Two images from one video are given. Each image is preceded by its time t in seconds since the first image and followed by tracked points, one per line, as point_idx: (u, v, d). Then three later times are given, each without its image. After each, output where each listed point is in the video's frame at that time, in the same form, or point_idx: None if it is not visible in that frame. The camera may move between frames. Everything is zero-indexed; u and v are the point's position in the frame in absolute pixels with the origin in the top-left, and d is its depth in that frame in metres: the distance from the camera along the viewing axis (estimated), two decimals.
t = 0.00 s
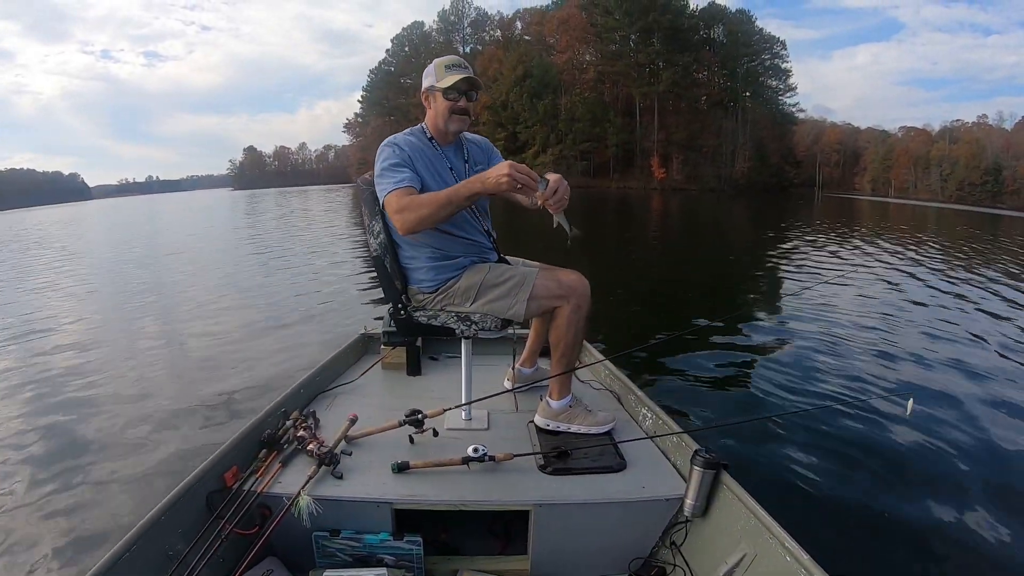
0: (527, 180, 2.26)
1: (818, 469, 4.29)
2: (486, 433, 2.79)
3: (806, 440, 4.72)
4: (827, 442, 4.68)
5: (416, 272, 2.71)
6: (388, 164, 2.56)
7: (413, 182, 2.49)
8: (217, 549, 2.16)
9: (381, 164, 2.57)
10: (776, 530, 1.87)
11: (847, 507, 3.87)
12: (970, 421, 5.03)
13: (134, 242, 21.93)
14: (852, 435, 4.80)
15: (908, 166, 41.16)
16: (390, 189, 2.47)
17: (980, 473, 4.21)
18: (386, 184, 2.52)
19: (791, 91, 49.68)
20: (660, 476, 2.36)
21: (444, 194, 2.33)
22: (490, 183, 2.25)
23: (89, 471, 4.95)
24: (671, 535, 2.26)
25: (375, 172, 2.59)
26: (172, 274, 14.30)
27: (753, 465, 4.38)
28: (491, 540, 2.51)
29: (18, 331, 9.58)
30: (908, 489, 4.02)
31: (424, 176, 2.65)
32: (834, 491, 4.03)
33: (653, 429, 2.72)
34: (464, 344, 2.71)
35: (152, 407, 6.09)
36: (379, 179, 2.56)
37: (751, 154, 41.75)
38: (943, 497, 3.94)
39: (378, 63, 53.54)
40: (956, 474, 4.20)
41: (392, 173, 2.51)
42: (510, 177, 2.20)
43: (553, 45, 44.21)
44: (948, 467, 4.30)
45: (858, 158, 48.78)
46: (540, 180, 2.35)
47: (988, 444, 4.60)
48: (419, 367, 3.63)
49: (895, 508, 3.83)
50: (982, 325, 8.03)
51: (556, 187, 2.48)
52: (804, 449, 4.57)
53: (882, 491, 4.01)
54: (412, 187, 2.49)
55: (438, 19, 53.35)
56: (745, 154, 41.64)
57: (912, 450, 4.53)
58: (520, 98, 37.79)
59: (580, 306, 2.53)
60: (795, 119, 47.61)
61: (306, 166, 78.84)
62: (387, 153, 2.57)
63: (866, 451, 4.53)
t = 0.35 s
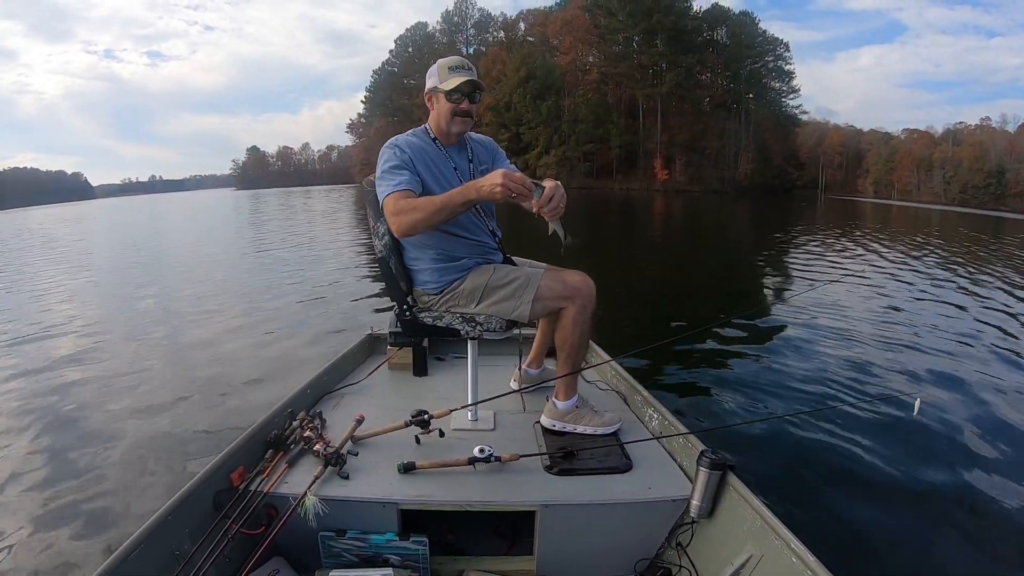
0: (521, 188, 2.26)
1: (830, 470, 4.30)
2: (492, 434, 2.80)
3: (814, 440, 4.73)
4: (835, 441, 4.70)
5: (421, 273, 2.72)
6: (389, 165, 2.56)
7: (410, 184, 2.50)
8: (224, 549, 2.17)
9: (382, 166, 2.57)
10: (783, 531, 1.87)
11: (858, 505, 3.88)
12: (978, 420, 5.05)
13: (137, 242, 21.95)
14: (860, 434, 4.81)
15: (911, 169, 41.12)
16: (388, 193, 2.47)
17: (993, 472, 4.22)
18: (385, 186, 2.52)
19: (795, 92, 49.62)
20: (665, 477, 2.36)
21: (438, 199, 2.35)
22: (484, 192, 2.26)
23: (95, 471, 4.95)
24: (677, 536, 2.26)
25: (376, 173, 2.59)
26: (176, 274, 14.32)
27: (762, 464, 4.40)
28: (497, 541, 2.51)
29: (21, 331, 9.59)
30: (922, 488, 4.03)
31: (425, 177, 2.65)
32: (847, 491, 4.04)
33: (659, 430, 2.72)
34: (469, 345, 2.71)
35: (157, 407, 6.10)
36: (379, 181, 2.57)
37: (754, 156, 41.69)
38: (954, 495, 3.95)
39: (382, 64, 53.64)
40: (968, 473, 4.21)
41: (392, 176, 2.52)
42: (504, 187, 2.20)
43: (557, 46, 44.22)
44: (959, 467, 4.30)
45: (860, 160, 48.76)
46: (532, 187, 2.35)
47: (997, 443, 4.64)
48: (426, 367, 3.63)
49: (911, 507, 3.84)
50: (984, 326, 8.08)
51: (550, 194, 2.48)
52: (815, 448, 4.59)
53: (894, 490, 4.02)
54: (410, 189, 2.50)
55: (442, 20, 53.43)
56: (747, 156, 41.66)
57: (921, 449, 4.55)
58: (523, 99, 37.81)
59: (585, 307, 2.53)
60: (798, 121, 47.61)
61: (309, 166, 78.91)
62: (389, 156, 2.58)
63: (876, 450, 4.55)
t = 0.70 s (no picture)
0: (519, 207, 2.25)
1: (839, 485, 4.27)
2: (496, 438, 2.81)
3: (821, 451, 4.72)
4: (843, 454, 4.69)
5: (425, 279, 2.73)
6: (392, 173, 2.57)
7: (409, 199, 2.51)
8: (229, 549, 2.19)
9: (384, 173, 2.59)
10: (786, 538, 1.87)
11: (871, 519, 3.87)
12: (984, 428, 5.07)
13: (138, 244, 22.00)
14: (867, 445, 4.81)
15: (912, 174, 41.17)
16: (389, 205, 2.50)
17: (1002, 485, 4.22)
18: (386, 195, 2.53)
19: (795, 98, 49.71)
20: (670, 483, 2.37)
21: (437, 216, 2.36)
22: (481, 210, 2.27)
23: (96, 473, 4.94)
24: (680, 542, 2.27)
25: (378, 181, 2.61)
26: (177, 276, 14.33)
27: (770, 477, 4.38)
28: (500, 544, 2.52)
29: (22, 332, 9.60)
30: (934, 504, 4.01)
31: (427, 184, 2.66)
32: (858, 506, 4.02)
33: (664, 434, 2.72)
34: (475, 350, 2.73)
35: (160, 410, 6.09)
36: (381, 188, 2.57)
37: (755, 161, 41.66)
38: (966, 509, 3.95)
39: (384, 67, 53.78)
40: (976, 485, 4.22)
41: (392, 186, 2.53)
42: (502, 207, 2.20)
43: (558, 51, 44.35)
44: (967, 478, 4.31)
45: (861, 166, 48.82)
46: (531, 207, 2.34)
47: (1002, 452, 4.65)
48: (431, 371, 3.64)
49: (925, 525, 3.81)
50: (986, 332, 8.11)
51: (546, 210, 2.46)
52: (818, 458, 4.62)
53: (907, 506, 4.00)
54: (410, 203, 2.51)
55: (444, 24, 53.58)
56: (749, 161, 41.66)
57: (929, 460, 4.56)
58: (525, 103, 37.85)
59: (590, 313, 2.54)
60: (799, 127, 47.67)
61: (311, 169, 79.00)
62: (392, 162, 2.59)
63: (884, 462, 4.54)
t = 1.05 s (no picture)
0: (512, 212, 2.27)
1: (851, 491, 4.20)
2: (499, 442, 2.81)
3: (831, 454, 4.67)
4: (851, 455, 4.65)
5: (430, 282, 2.73)
6: (395, 178, 2.57)
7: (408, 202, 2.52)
8: (231, 551, 2.18)
9: (389, 176, 2.60)
10: (790, 543, 1.86)
11: (884, 524, 3.82)
12: (984, 429, 5.11)
13: (137, 246, 22.01)
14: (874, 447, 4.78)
15: (912, 178, 41.24)
16: (391, 209, 2.50)
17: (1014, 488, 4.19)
18: (388, 199, 2.54)
19: (795, 102, 49.78)
20: (673, 487, 2.37)
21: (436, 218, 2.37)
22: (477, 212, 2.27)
23: (94, 476, 4.91)
24: (682, 547, 2.27)
25: (382, 184, 2.61)
26: (176, 278, 14.34)
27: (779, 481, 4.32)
28: (502, 548, 2.52)
29: (21, 334, 9.60)
30: (937, 505, 3.99)
31: (431, 186, 2.67)
32: (861, 506, 4.00)
33: (667, 440, 2.72)
34: (479, 354, 2.73)
35: (160, 412, 6.07)
36: (384, 193, 2.58)
37: (755, 165, 41.72)
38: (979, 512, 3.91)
39: (384, 70, 53.92)
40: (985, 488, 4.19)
41: (395, 190, 2.53)
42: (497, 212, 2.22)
43: (559, 54, 44.44)
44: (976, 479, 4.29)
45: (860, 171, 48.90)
46: (522, 208, 2.34)
47: (1007, 455, 4.65)
48: (434, 374, 3.65)
49: (928, 525, 3.80)
50: (984, 334, 8.17)
51: (538, 215, 2.47)
52: (822, 457, 4.61)
53: (922, 514, 3.93)
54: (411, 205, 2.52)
55: (444, 27, 53.68)
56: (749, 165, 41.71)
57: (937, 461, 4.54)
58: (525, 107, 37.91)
59: (594, 316, 2.54)
60: (798, 131, 47.77)
61: (311, 171, 79.14)
62: (397, 165, 2.60)
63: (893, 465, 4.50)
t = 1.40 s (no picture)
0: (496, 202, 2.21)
1: (852, 487, 4.20)
2: (503, 439, 2.80)
3: (831, 449, 4.69)
4: (851, 451, 4.66)
5: (433, 279, 2.73)
6: (398, 172, 2.56)
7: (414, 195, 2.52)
8: (233, 549, 2.18)
9: (391, 170, 2.59)
10: (794, 541, 1.86)
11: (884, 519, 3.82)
12: (988, 425, 5.08)
13: (137, 245, 22.04)
14: (875, 443, 4.78)
15: (911, 176, 41.24)
16: (389, 202, 2.49)
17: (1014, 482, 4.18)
18: (389, 193, 2.53)
19: (795, 100, 49.69)
20: (677, 485, 2.36)
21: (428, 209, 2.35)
22: (460, 202, 2.24)
23: (95, 475, 4.91)
24: (686, 544, 2.26)
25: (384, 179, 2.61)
26: (176, 276, 14.36)
27: (781, 477, 4.31)
28: (505, 546, 2.51)
29: (21, 333, 9.61)
30: (936, 500, 4.00)
31: (433, 181, 2.66)
32: (860, 501, 4.02)
33: (671, 437, 2.72)
34: (482, 350, 2.72)
35: (160, 412, 6.06)
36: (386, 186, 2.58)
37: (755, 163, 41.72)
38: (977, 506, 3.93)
39: (384, 68, 53.90)
40: (986, 484, 4.19)
41: (396, 184, 2.52)
42: (479, 199, 2.16)
43: (558, 52, 44.38)
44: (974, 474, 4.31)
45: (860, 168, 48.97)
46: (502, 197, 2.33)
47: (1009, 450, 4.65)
48: (438, 371, 3.65)
49: (927, 521, 3.81)
50: (987, 331, 8.13)
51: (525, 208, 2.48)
52: (822, 454, 4.62)
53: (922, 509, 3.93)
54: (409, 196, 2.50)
55: (444, 25, 53.56)
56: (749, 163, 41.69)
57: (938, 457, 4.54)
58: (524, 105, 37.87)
59: (597, 314, 2.54)
60: (798, 129, 47.75)
61: (311, 169, 79.13)
62: (400, 160, 2.60)
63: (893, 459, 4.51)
